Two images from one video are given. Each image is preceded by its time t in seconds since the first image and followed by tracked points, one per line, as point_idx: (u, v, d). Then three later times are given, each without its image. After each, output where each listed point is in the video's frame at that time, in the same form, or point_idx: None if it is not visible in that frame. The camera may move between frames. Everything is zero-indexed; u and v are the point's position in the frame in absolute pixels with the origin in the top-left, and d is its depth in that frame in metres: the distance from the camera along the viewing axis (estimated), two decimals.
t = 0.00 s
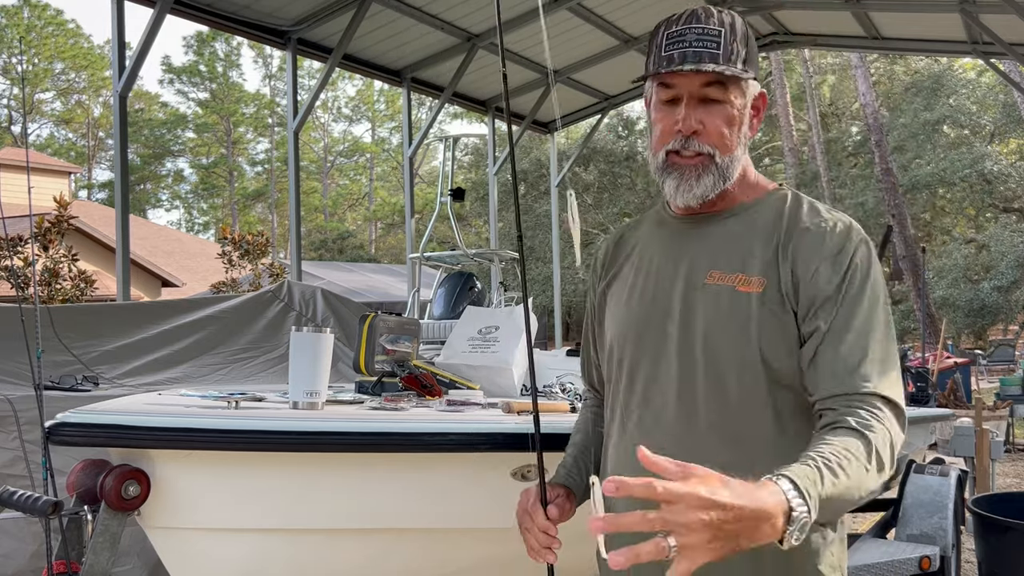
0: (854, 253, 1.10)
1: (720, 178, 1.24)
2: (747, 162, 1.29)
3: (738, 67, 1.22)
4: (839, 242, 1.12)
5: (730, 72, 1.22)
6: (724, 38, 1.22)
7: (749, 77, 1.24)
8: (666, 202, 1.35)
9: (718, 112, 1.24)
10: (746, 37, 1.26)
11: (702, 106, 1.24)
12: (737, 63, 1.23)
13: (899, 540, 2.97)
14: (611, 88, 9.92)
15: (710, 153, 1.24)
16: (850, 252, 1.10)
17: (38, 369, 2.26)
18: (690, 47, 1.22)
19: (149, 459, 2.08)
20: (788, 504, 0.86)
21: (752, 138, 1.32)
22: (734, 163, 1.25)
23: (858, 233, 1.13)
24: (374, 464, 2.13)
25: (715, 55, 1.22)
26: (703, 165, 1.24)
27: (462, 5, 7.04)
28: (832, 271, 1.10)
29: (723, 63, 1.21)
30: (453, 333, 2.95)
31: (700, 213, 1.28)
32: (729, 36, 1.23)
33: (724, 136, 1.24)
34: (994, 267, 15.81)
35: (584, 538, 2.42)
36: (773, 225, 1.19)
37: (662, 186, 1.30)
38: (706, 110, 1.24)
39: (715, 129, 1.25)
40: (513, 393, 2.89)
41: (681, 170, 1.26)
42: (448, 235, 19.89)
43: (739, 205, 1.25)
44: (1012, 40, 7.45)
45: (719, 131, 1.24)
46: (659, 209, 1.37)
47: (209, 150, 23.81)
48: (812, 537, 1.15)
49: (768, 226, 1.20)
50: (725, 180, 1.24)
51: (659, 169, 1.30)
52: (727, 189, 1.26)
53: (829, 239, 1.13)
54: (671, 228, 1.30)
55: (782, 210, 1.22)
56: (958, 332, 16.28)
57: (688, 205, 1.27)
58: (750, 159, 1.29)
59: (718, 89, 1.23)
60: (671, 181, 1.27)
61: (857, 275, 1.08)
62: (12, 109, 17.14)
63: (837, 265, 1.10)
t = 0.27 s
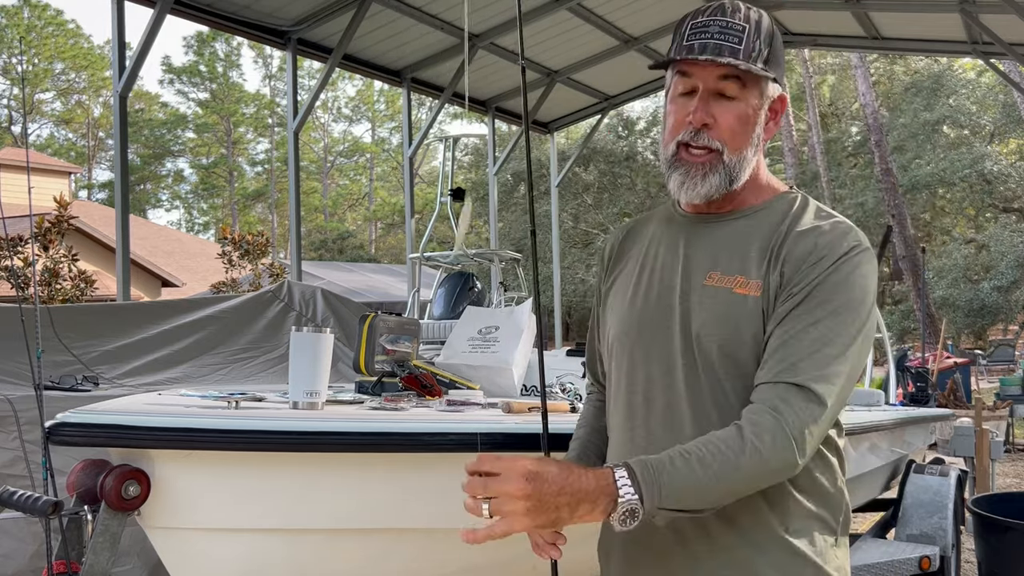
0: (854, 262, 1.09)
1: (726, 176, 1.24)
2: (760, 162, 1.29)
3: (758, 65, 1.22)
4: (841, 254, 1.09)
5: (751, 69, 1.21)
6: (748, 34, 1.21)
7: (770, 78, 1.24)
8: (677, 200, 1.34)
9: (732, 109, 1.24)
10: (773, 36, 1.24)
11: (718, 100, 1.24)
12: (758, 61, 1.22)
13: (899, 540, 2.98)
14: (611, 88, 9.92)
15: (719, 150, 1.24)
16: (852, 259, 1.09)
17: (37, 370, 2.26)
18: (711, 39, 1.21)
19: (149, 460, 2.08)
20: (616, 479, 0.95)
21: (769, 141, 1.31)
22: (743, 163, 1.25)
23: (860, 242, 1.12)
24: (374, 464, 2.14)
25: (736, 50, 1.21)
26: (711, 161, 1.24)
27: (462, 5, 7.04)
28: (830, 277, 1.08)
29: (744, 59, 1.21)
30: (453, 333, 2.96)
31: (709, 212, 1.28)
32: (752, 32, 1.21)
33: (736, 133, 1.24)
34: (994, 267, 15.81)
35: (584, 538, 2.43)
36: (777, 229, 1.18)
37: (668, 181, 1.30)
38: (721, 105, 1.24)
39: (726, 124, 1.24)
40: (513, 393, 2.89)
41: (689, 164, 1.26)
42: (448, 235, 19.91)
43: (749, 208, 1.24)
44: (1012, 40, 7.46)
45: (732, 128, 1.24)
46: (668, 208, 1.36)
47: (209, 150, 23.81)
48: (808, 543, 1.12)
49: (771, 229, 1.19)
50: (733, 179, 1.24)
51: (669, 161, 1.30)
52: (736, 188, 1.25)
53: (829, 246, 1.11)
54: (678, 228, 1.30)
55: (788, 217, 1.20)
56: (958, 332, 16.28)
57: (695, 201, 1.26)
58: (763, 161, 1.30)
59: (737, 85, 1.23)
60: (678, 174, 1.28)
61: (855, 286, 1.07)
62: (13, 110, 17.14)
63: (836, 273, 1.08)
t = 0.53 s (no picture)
0: (848, 262, 1.08)
1: (718, 168, 1.23)
2: (751, 159, 1.28)
3: (755, 60, 1.23)
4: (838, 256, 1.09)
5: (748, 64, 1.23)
6: (746, 29, 1.23)
7: (766, 76, 1.25)
8: (673, 199, 1.35)
9: (727, 103, 1.24)
10: (770, 35, 1.26)
11: (714, 94, 1.24)
12: (754, 56, 1.23)
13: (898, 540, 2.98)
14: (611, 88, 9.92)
15: (711, 143, 1.24)
16: (846, 260, 1.09)
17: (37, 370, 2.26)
18: (709, 31, 1.23)
19: (149, 460, 2.08)
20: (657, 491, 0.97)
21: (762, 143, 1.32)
22: (735, 159, 1.24)
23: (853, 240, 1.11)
24: (373, 465, 2.14)
25: (734, 43, 1.22)
26: (703, 153, 1.24)
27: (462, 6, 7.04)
28: (823, 279, 1.08)
29: (742, 52, 1.22)
30: (453, 333, 2.96)
31: (705, 210, 1.28)
32: (750, 28, 1.23)
33: (729, 128, 1.24)
34: (994, 267, 15.80)
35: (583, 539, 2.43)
36: (771, 228, 1.18)
37: (662, 175, 1.29)
38: (717, 99, 1.25)
39: (721, 119, 1.24)
40: (513, 393, 2.89)
41: (680, 156, 1.26)
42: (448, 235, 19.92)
43: (743, 207, 1.24)
44: (1012, 40, 7.46)
45: (725, 123, 1.24)
46: (666, 207, 1.37)
47: (209, 150, 23.81)
48: (808, 547, 1.12)
49: (767, 227, 1.19)
50: (724, 173, 1.23)
51: (660, 154, 1.29)
52: (727, 185, 1.25)
53: (825, 247, 1.10)
54: (675, 227, 1.30)
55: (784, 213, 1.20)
56: (958, 333, 16.27)
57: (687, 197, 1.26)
58: (754, 160, 1.29)
59: (732, 81, 1.24)
60: (669, 165, 1.27)
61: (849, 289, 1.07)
62: (12, 110, 17.14)
63: (830, 276, 1.08)
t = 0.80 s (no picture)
0: (849, 262, 1.08)
1: (716, 172, 1.23)
2: (747, 158, 1.28)
3: (749, 60, 1.23)
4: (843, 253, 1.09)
5: (742, 64, 1.23)
6: (739, 28, 1.23)
7: (759, 73, 1.25)
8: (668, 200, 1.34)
9: (722, 104, 1.25)
10: (762, 33, 1.26)
11: (709, 96, 1.25)
12: (748, 54, 1.23)
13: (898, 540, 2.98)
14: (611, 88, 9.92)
15: (709, 147, 1.24)
16: (849, 260, 1.09)
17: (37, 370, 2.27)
18: (703, 32, 1.23)
19: (149, 460, 2.08)
20: (743, 484, 0.96)
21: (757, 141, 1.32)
22: (733, 160, 1.24)
23: (856, 238, 1.10)
24: (373, 464, 2.14)
25: (727, 42, 1.22)
26: (700, 157, 1.24)
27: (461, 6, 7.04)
28: (831, 278, 1.09)
29: (736, 53, 1.22)
30: (453, 333, 2.96)
31: (703, 210, 1.27)
32: (744, 26, 1.23)
33: (725, 129, 1.25)
34: (994, 267, 15.80)
35: (583, 539, 2.43)
36: (771, 227, 1.18)
37: (660, 182, 1.29)
38: (712, 101, 1.25)
39: (717, 121, 1.25)
40: (513, 393, 2.89)
41: (678, 161, 1.26)
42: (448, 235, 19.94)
43: (740, 205, 1.24)
44: (1012, 41, 7.45)
45: (721, 124, 1.25)
46: (661, 207, 1.37)
47: (209, 150, 23.80)
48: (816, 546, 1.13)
49: (766, 225, 1.19)
50: (722, 176, 1.23)
51: (657, 159, 1.30)
52: (725, 187, 1.25)
53: (829, 246, 1.11)
54: (672, 228, 1.29)
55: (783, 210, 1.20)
56: (958, 333, 16.27)
57: (684, 200, 1.26)
58: (751, 159, 1.29)
59: (727, 81, 1.24)
60: (668, 173, 1.27)
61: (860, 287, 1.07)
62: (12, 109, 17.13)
63: (837, 276, 1.08)
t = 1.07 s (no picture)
0: (863, 262, 1.10)
1: (720, 173, 1.23)
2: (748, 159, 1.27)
3: (750, 58, 1.23)
4: (851, 252, 1.10)
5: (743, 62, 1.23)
6: (739, 26, 1.23)
7: (760, 70, 1.25)
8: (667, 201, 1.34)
9: (726, 102, 1.25)
10: (760, 32, 1.27)
11: (713, 95, 1.25)
12: (749, 53, 1.24)
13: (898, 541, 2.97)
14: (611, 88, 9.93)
15: (713, 147, 1.24)
16: (858, 261, 1.10)
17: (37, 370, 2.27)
18: (703, 31, 1.23)
19: (149, 460, 2.08)
20: (815, 469, 0.96)
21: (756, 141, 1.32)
22: (734, 160, 1.24)
23: (863, 239, 1.11)
24: (373, 464, 2.14)
25: (729, 41, 1.22)
26: (705, 158, 1.24)
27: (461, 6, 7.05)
28: (839, 277, 1.10)
29: (737, 51, 1.22)
30: (453, 333, 2.96)
31: (702, 211, 1.27)
32: (744, 25, 1.24)
33: (727, 129, 1.25)
34: (994, 267, 15.79)
35: (584, 539, 2.43)
36: (775, 225, 1.18)
37: (662, 182, 1.29)
38: (716, 100, 1.25)
39: (720, 121, 1.25)
40: (513, 393, 2.89)
41: (682, 162, 1.25)
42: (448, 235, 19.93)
43: (740, 204, 1.24)
44: (1012, 40, 7.45)
45: (724, 123, 1.25)
46: (658, 208, 1.36)
47: (209, 150, 23.81)
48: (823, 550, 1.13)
49: (770, 224, 1.19)
50: (725, 176, 1.23)
51: (660, 161, 1.29)
52: (728, 187, 1.24)
53: (837, 246, 1.12)
54: (671, 228, 1.29)
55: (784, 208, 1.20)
56: (958, 332, 16.25)
57: (688, 200, 1.25)
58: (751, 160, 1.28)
59: (729, 78, 1.25)
60: (672, 174, 1.26)
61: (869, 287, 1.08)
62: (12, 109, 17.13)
63: (845, 277, 1.09)
